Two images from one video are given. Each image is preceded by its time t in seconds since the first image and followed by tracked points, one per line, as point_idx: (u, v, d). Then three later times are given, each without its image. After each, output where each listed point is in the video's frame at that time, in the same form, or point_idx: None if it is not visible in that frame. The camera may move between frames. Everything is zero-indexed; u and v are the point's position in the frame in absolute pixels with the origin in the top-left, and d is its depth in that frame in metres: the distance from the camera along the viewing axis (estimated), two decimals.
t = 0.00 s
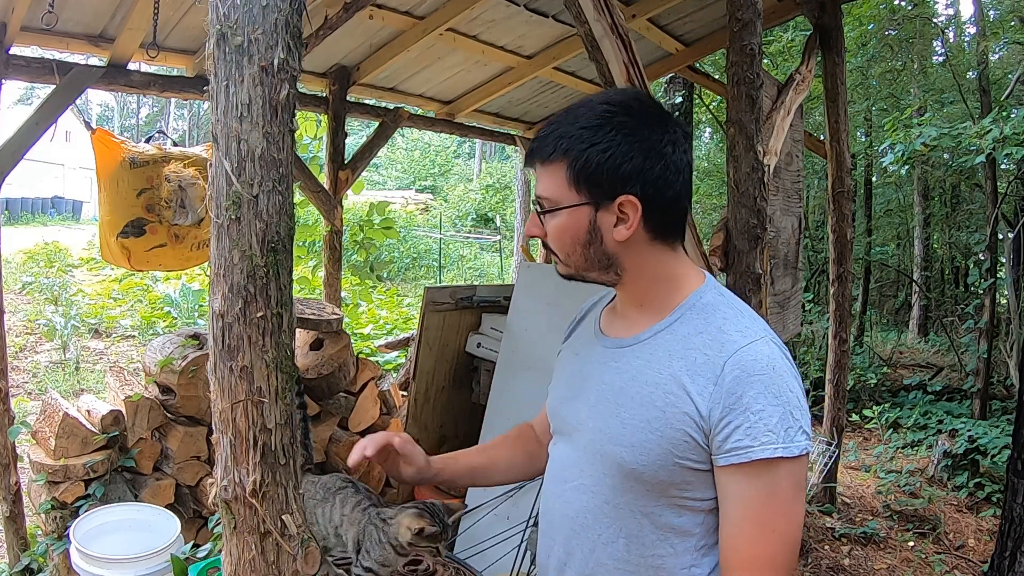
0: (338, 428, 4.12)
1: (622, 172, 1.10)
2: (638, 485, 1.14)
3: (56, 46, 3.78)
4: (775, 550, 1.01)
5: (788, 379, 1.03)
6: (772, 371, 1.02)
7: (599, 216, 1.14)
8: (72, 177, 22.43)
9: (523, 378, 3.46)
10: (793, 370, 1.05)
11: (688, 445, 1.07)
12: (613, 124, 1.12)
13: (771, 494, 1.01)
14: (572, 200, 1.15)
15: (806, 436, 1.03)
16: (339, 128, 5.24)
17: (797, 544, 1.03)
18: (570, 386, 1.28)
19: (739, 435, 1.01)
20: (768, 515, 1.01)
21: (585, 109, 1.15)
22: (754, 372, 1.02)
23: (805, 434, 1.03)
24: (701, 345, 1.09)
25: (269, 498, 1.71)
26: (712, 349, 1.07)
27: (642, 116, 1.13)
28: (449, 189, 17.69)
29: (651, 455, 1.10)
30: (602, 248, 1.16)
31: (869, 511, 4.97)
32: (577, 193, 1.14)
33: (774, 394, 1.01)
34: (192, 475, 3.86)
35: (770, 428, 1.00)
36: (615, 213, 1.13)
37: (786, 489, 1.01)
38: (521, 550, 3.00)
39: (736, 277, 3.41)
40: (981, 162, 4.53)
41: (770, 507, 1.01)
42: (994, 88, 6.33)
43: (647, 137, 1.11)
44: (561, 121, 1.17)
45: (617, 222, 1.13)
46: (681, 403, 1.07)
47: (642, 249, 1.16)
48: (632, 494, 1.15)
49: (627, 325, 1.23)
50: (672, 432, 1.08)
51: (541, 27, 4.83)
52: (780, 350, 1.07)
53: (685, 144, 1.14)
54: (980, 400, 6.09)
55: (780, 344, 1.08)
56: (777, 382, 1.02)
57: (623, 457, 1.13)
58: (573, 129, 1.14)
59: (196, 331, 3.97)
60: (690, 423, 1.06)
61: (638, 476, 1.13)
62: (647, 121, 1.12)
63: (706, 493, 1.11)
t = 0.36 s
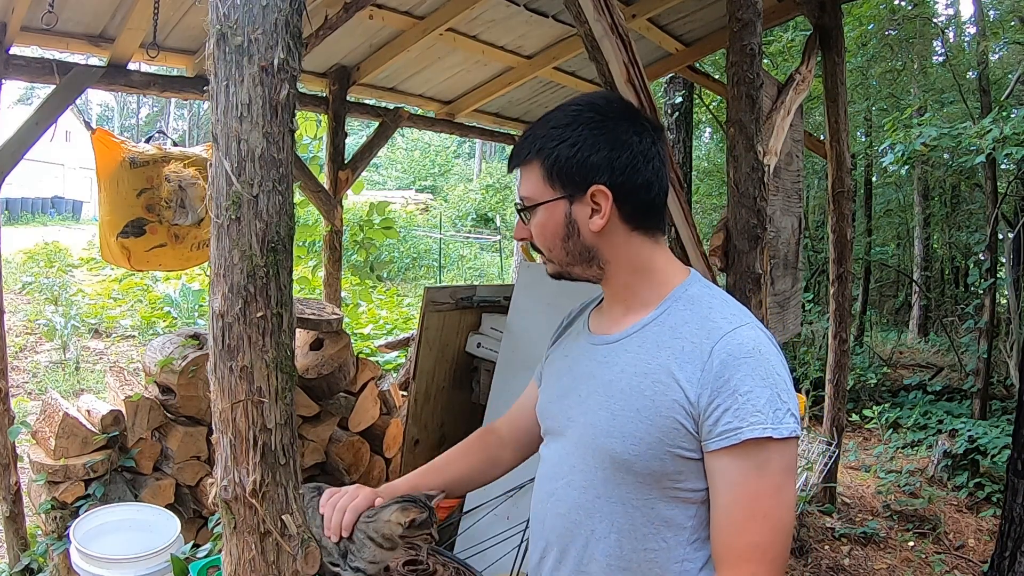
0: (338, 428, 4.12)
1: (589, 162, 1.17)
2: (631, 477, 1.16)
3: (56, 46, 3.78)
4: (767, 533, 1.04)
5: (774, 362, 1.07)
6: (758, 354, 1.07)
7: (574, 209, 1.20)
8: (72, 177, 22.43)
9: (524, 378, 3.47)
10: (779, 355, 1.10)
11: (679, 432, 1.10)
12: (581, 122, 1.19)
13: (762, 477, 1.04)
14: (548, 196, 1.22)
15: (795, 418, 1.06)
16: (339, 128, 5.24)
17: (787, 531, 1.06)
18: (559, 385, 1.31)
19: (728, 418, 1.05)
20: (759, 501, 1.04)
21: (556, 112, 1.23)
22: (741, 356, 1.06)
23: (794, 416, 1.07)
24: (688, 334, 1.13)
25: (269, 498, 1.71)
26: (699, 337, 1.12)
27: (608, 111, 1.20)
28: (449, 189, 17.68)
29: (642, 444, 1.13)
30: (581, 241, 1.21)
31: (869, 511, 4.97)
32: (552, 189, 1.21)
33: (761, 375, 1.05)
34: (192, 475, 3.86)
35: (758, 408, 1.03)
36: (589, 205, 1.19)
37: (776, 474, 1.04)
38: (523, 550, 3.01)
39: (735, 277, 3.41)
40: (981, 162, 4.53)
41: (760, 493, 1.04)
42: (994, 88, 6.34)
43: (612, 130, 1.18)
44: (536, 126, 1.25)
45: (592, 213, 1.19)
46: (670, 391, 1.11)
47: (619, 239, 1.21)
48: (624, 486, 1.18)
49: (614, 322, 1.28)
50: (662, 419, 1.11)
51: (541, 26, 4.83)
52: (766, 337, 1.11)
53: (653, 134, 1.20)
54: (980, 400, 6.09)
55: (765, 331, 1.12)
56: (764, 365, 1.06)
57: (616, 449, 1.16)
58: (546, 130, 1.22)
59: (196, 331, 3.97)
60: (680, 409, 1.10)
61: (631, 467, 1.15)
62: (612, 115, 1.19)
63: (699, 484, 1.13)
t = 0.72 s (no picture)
0: (338, 428, 4.12)
1: (585, 158, 1.19)
2: (630, 470, 1.16)
3: (56, 46, 3.78)
4: (764, 522, 1.04)
5: (770, 354, 1.09)
6: (754, 346, 1.08)
7: (569, 206, 1.21)
8: (72, 177, 22.44)
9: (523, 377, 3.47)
10: (773, 347, 1.11)
11: (677, 424, 1.11)
12: (577, 122, 1.21)
13: (759, 467, 1.05)
14: (544, 194, 1.22)
15: (790, 409, 1.07)
16: (339, 128, 5.24)
17: (781, 524, 1.06)
18: (554, 383, 1.31)
19: (727, 408, 1.05)
20: (755, 493, 1.04)
21: (552, 113, 1.26)
22: (738, 348, 1.08)
23: (789, 407, 1.08)
24: (684, 328, 1.14)
25: (269, 498, 1.69)
26: (695, 331, 1.13)
27: (603, 112, 1.22)
28: (449, 189, 17.68)
29: (640, 438, 1.14)
30: (576, 238, 1.22)
31: (869, 511, 4.97)
32: (548, 186, 1.22)
33: (758, 366, 1.06)
34: (192, 475, 3.86)
35: (756, 398, 1.04)
36: (584, 201, 1.20)
37: (772, 465, 1.05)
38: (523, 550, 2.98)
39: (735, 277, 3.41)
40: (981, 162, 4.53)
41: (756, 484, 1.04)
42: (994, 88, 6.34)
43: (607, 129, 1.20)
44: (531, 129, 1.27)
45: (587, 210, 1.20)
46: (668, 384, 1.12)
47: (614, 236, 1.21)
48: (623, 480, 1.17)
49: (607, 320, 1.28)
50: (660, 412, 1.12)
51: (541, 27, 4.83)
52: (759, 330, 1.13)
53: (645, 134, 1.23)
54: (980, 400, 6.09)
55: (759, 325, 1.14)
56: (760, 357, 1.07)
57: (614, 443, 1.16)
58: (542, 131, 1.24)
59: (196, 331, 3.97)
60: (678, 401, 1.11)
61: (629, 461, 1.15)
62: (607, 116, 1.22)
63: (696, 476, 1.14)
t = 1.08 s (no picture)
0: (338, 428, 4.12)
1: (576, 165, 1.18)
2: (624, 469, 1.16)
3: (56, 45, 3.78)
4: (756, 515, 1.05)
5: (757, 349, 1.09)
6: (741, 342, 1.08)
7: (554, 205, 1.21)
8: (72, 177, 22.45)
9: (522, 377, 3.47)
10: (760, 341, 1.11)
11: (667, 421, 1.11)
12: (578, 124, 1.21)
13: (749, 461, 1.05)
14: (533, 187, 1.23)
15: (778, 402, 1.07)
16: (339, 127, 5.24)
17: (774, 516, 1.07)
18: (547, 384, 1.31)
19: (715, 404, 1.05)
20: (747, 486, 1.05)
21: (559, 110, 1.25)
22: (725, 344, 1.08)
23: (778, 400, 1.08)
24: (672, 326, 1.14)
25: (269, 498, 1.69)
26: (683, 329, 1.13)
27: (608, 120, 1.20)
28: (449, 189, 17.68)
29: (632, 436, 1.14)
30: (556, 237, 1.23)
31: (869, 511, 4.97)
32: (538, 181, 1.22)
33: (745, 362, 1.06)
34: (192, 475, 3.86)
35: (744, 393, 1.04)
36: (568, 204, 1.20)
37: (764, 458, 1.05)
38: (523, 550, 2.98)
39: (735, 277, 3.41)
40: (981, 162, 4.53)
41: (749, 478, 1.05)
42: (994, 89, 6.34)
43: (607, 139, 1.19)
44: (535, 120, 1.26)
45: (569, 213, 1.20)
46: (657, 382, 1.12)
47: (595, 241, 1.22)
48: (617, 478, 1.18)
49: (597, 321, 1.28)
50: (651, 410, 1.12)
51: (541, 27, 4.83)
52: (746, 325, 1.13)
53: (645, 152, 1.21)
54: (980, 400, 6.09)
55: (746, 320, 1.14)
56: (746, 352, 1.08)
57: (607, 441, 1.16)
58: (543, 126, 1.23)
59: (196, 331, 3.97)
60: (668, 399, 1.11)
61: (623, 460, 1.16)
62: (611, 125, 1.20)
63: (689, 472, 1.14)
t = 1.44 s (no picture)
0: (338, 428, 4.11)
1: (605, 170, 1.18)
2: (631, 470, 1.16)
3: (56, 45, 3.78)
4: (761, 524, 1.05)
5: (770, 364, 1.08)
6: (755, 356, 1.08)
7: (579, 205, 1.21)
8: (72, 177, 22.45)
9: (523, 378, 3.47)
10: (772, 356, 1.11)
11: (678, 428, 1.11)
12: (612, 129, 1.20)
13: (757, 471, 1.05)
14: (560, 186, 1.23)
15: (788, 416, 1.07)
16: (339, 128, 5.24)
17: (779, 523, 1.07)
18: (558, 383, 1.31)
19: (727, 415, 1.05)
20: (756, 495, 1.05)
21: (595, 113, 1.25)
22: (739, 357, 1.07)
23: (787, 414, 1.08)
24: (687, 335, 1.14)
25: (269, 498, 1.69)
26: (698, 339, 1.12)
27: (643, 129, 1.20)
28: (449, 189, 17.68)
29: (643, 440, 1.14)
30: (577, 236, 1.23)
31: (869, 511, 4.97)
32: (566, 179, 1.22)
33: (758, 376, 1.06)
34: (192, 475, 3.86)
35: (756, 406, 1.04)
36: (593, 206, 1.20)
37: (773, 470, 1.05)
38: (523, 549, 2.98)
39: (736, 277, 3.41)
40: (981, 162, 4.53)
41: (757, 487, 1.05)
42: (994, 89, 6.34)
43: (638, 147, 1.19)
44: (571, 120, 1.26)
45: (593, 215, 1.20)
46: (671, 389, 1.12)
47: (616, 245, 1.22)
48: (624, 479, 1.18)
49: (611, 323, 1.28)
50: (663, 416, 1.12)
51: (541, 27, 4.83)
52: (760, 339, 1.12)
53: (673, 166, 1.21)
54: (980, 400, 6.09)
55: (760, 334, 1.13)
56: (760, 365, 1.07)
57: (617, 444, 1.16)
58: (577, 126, 1.24)
59: (196, 331, 3.97)
60: (680, 406, 1.11)
61: (631, 462, 1.16)
62: (645, 135, 1.20)
63: (696, 477, 1.14)
